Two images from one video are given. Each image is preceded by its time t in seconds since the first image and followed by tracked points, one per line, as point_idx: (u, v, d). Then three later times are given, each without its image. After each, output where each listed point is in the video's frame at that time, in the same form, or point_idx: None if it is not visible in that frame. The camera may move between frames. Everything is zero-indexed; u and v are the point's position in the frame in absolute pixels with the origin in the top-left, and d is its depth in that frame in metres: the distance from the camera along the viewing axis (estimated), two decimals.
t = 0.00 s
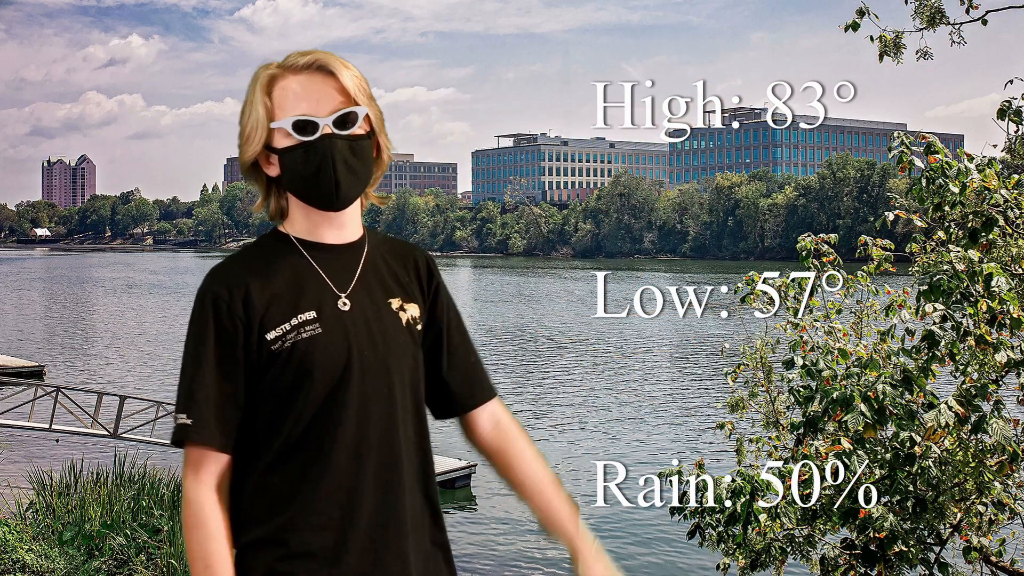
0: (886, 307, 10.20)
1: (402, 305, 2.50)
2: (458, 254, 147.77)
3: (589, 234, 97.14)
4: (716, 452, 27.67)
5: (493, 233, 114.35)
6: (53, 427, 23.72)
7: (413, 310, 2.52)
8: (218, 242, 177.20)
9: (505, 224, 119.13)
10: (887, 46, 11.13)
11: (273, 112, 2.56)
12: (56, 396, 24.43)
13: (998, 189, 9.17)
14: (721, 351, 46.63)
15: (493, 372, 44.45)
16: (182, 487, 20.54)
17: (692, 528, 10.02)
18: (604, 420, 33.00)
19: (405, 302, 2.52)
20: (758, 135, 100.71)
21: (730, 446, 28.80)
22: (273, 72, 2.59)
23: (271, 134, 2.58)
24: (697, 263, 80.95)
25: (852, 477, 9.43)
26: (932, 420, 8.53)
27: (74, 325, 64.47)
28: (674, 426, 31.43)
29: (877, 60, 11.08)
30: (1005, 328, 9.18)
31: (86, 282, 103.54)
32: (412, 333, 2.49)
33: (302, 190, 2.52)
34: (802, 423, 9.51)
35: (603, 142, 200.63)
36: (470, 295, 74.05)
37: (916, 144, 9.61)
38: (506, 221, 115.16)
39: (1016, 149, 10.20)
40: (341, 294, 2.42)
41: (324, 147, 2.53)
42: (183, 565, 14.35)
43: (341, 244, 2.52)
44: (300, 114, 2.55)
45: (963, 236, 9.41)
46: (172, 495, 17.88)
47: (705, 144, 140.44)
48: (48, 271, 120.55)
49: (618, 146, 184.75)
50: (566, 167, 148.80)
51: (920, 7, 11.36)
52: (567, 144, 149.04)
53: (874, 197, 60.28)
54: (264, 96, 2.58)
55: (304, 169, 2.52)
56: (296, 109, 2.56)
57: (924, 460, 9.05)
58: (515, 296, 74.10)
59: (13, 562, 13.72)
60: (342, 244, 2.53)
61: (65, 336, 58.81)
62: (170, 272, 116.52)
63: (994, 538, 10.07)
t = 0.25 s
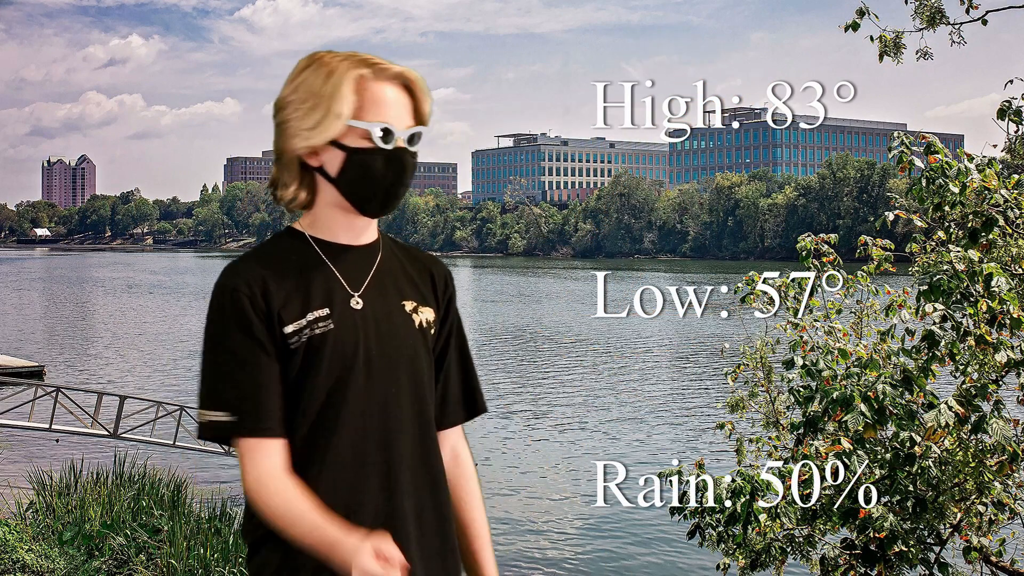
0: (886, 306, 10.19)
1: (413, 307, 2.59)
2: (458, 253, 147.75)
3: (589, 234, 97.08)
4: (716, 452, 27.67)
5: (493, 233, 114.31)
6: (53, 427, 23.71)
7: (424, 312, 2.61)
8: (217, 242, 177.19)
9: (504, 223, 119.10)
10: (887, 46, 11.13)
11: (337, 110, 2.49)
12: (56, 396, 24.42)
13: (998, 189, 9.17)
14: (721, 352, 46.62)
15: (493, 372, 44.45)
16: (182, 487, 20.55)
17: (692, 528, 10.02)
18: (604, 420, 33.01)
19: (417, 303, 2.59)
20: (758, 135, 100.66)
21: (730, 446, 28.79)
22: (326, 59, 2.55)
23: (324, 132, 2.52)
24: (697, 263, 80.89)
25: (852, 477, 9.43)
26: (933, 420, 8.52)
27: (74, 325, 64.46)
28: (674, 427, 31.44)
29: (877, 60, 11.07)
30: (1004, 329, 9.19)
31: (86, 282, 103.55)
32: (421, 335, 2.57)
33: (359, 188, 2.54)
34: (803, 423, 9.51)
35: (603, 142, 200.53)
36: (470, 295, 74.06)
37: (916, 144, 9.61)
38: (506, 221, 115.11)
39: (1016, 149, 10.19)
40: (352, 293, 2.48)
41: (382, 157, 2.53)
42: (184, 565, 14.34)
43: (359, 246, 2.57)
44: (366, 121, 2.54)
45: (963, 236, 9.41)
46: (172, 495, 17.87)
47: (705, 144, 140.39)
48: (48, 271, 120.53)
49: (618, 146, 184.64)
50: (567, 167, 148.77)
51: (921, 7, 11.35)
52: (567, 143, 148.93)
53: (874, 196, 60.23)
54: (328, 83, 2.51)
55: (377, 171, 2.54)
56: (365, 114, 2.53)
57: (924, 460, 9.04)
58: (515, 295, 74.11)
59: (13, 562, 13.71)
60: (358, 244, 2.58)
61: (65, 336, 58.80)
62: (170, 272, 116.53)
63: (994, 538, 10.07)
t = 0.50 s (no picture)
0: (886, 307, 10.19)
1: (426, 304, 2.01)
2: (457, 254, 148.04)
3: (589, 234, 97.26)
4: (716, 452, 27.66)
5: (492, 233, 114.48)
6: (53, 427, 23.69)
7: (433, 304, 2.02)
8: (217, 242, 177.61)
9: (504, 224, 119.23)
10: (887, 46, 11.13)
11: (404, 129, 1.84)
12: (56, 396, 24.41)
13: (998, 189, 9.16)
14: (721, 352, 46.65)
15: (493, 371, 44.46)
16: (183, 487, 20.52)
17: (691, 528, 10.02)
18: (604, 420, 32.98)
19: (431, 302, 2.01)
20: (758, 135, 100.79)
21: (730, 446, 28.78)
22: (375, 57, 1.92)
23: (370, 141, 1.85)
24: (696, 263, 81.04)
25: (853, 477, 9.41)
26: (933, 420, 8.53)
27: (74, 325, 64.55)
28: (674, 427, 31.42)
29: (877, 60, 11.08)
30: (1004, 328, 9.18)
31: (86, 282, 103.74)
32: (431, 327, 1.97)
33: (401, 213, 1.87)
34: (803, 423, 9.50)
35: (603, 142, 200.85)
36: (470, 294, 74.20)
37: (916, 144, 9.60)
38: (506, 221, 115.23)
39: (1016, 149, 10.19)
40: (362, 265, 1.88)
41: (442, 177, 1.88)
42: (183, 565, 14.35)
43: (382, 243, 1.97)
44: (431, 139, 1.88)
45: (963, 236, 9.41)
46: (172, 495, 17.85)
47: (705, 144, 140.58)
48: (48, 271, 120.69)
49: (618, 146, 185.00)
50: (566, 167, 148.99)
51: (920, 7, 11.37)
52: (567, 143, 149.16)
53: (874, 197, 60.31)
54: (387, 86, 1.85)
55: (431, 197, 1.88)
56: (434, 128, 1.88)
57: (924, 460, 9.04)
58: (515, 295, 74.28)
59: (13, 562, 13.73)
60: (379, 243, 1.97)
61: (65, 336, 58.88)
62: (171, 272, 116.77)
63: (994, 537, 10.08)
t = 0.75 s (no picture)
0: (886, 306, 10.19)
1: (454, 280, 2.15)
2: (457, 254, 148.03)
3: (589, 233, 97.30)
4: (716, 452, 27.67)
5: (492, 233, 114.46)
6: (53, 427, 23.69)
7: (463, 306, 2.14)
8: (217, 242, 177.59)
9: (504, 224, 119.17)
10: (887, 46, 11.14)
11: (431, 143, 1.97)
12: (56, 396, 24.41)
13: (998, 190, 9.16)
14: (721, 351, 46.69)
15: (493, 371, 44.47)
16: (183, 487, 20.53)
17: (692, 528, 10.02)
18: (604, 419, 33.01)
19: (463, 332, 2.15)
20: (758, 135, 100.70)
21: (730, 447, 28.77)
22: (415, 59, 2.04)
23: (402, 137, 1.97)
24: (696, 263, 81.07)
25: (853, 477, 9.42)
26: (933, 420, 8.53)
27: (74, 325, 64.57)
28: (674, 427, 31.45)
29: (877, 60, 11.07)
30: (1004, 328, 9.19)
31: (86, 282, 103.71)
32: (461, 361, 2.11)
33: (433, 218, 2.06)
34: (803, 423, 9.49)
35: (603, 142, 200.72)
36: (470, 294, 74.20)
37: (916, 144, 9.60)
38: (506, 221, 115.26)
39: (1017, 149, 10.18)
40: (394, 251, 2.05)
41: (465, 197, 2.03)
42: (183, 565, 14.35)
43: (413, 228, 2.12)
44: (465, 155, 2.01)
45: (963, 236, 9.42)
46: (172, 495, 17.87)
47: (705, 144, 140.57)
48: (48, 271, 120.67)
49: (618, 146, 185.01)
50: (566, 167, 149.05)
51: (920, 7, 11.37)
52: (567, 143, 149.08)
53: (874, 197, 60.29)
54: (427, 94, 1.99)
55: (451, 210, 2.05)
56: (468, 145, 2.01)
57: (924, 460, 9.04)
58: (515, 295, 74.27)
59: (13, 562, 13.73)
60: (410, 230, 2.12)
61: (65, 336, 58.88)
62: (170, 272, 116.76)
63: (994, 538, 10.08)
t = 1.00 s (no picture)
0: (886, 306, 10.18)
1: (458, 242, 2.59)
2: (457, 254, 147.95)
3: (589, 233, 97.21)
4: (716, 452, 27.65)
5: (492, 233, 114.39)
6: (53, 427, 23.70)
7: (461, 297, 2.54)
8: (218, 242, 177.45)
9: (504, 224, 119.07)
10: (888, 46, 11.12)
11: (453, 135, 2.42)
12: (56, 396, 24.41)
13: (998, 189, 9.15)
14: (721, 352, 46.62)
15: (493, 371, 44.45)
16: (183, 487, 20.53)
17: (692, 528, 10.02)
18: (604, 419, 33.00)
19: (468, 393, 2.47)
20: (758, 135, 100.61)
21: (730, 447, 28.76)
22: (428, 70, 2.48)
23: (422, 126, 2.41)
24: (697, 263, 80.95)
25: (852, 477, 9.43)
26: (933, 420, 8.52)
27: (74, 325, 64.52)
28: (674, 427, 31.44)
29: (878, 59, 11.05)
30: (1004, 328, 9.19)
31: (86, 282, 103.62)
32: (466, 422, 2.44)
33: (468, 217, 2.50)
34: (803, 423, 9.48)
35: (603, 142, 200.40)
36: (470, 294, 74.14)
37: (917, 144, 9.59)
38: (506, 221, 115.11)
39: (1017, 149, 10.18)
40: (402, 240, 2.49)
41: (486, 189, 2.51)
42: (183, 565, 14.32)
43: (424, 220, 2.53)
44: (481, 154, 2.49)
45: (963, 236, 9.42)
46: (172, 496, 17.87)
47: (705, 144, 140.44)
48: (48, 271, 120.60)
49: (619, 146, 184.77)
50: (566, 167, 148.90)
51: (921, 7, 11.36)
52: (567, 143, 148.92)
53: (874, 197, 60.18)
54: (442, 106, 2.42)
55: (475, 208, 2.50)
56: (484, 145, 2.49)
57: (924, 460, 9.02)
58: (515, 295, 74.20)
59: (13, 562, 13.74)
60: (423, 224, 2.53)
61: (65, 336, 58.84)
62: (170, 272, 116.73)
63: (995, 538, 10.06)
